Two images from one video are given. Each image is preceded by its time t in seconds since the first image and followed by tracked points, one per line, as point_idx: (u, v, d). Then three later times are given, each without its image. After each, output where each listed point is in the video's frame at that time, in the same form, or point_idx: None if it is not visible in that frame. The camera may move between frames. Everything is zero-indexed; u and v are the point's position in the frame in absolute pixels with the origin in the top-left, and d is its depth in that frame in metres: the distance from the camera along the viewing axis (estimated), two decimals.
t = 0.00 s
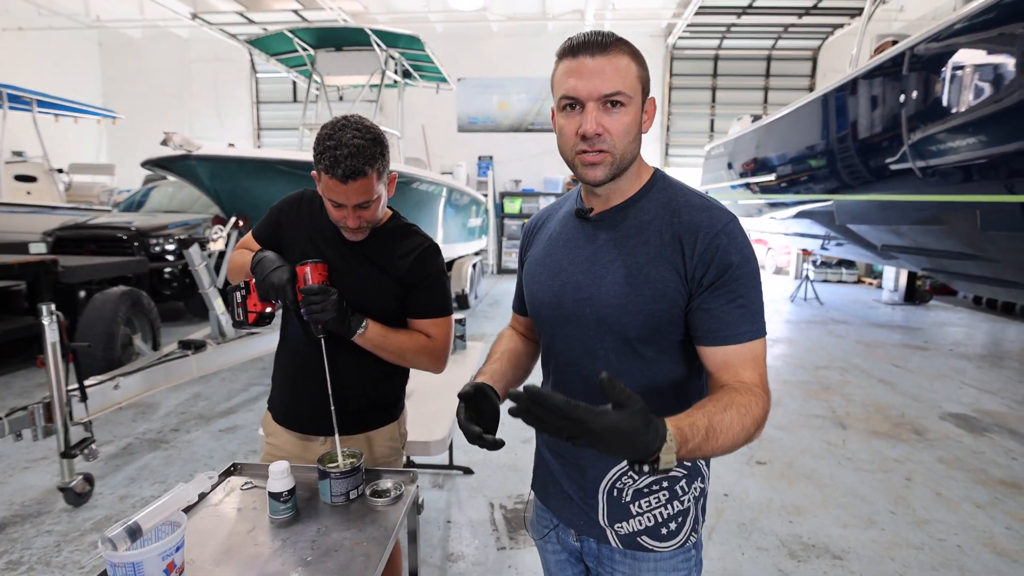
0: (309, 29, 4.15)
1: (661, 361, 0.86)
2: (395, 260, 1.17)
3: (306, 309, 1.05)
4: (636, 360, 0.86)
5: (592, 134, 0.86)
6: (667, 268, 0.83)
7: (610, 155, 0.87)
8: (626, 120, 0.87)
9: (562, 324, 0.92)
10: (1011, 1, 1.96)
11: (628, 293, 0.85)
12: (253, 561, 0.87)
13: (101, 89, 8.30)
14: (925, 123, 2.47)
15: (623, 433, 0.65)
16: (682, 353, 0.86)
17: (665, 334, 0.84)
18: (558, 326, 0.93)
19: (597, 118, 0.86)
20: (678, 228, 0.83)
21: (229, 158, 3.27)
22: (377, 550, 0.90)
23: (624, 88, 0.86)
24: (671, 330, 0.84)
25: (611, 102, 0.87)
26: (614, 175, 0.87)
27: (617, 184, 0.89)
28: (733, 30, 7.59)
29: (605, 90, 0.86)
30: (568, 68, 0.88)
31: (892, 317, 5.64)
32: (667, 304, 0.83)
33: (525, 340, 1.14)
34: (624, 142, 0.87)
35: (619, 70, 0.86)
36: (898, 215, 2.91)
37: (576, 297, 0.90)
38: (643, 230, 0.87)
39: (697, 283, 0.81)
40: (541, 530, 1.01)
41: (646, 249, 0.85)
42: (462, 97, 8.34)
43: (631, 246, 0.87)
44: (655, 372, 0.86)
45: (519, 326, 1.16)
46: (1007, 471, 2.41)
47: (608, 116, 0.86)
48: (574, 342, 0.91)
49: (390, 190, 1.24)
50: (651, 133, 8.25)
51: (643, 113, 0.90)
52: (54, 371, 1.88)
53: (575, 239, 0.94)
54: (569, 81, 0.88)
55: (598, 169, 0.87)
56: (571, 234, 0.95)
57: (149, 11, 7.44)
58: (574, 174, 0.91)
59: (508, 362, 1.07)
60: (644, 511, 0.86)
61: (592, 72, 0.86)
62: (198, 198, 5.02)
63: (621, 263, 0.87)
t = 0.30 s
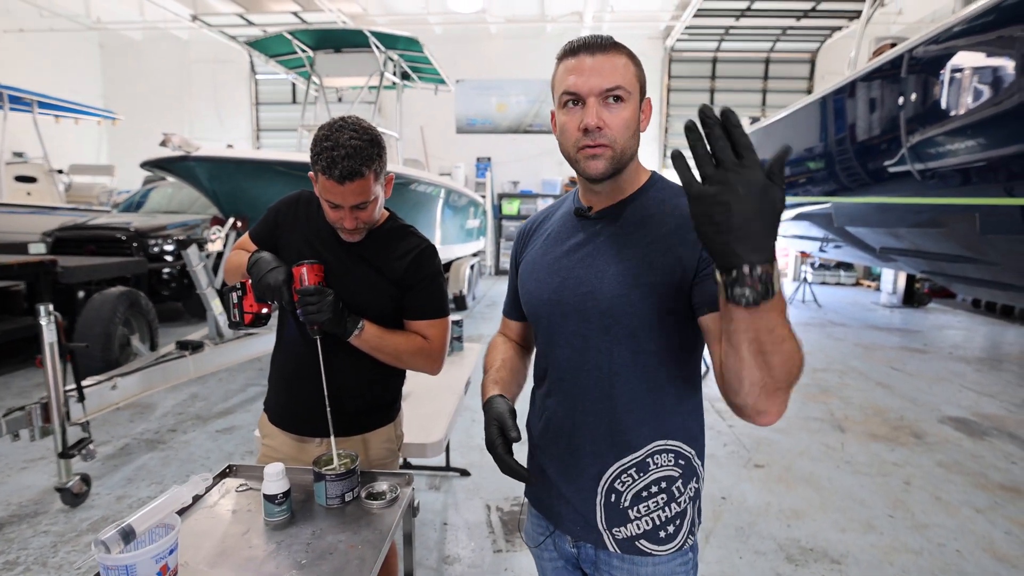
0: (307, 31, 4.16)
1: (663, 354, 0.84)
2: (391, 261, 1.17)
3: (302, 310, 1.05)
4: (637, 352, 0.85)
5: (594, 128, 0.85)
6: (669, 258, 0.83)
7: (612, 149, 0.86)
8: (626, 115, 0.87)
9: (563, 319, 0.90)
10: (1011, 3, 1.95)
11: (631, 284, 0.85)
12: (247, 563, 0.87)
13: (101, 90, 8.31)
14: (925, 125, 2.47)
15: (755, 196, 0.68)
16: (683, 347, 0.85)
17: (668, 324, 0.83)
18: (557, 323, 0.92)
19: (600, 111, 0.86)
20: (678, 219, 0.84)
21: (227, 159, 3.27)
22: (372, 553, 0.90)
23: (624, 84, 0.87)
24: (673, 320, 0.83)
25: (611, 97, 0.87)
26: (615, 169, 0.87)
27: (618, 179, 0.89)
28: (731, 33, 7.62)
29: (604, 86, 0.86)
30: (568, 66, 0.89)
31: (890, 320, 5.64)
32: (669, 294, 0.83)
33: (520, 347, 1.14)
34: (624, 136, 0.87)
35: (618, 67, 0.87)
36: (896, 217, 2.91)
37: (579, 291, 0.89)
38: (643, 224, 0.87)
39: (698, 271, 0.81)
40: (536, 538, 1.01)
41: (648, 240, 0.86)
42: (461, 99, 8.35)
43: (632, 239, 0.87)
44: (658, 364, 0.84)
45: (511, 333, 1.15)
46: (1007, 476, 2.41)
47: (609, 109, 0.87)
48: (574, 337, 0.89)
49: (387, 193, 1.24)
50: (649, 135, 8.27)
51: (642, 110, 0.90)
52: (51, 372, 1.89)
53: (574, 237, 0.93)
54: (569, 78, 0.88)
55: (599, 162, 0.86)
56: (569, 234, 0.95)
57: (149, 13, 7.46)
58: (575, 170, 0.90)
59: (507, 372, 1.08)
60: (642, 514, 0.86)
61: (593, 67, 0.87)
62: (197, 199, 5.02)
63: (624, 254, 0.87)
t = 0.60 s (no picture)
0: (308, 31, 4.17)
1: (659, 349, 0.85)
2: (389, 263, 1.17)
3: (300, 311, 1.05)
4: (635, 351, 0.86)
5: (576, 141, 0.88)
6: (661, 257, 0.84)
7: (595, 158, 0.89)
8: (605, 124, 0.89)
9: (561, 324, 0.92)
10: (1013, 3, 1.97)
11: (622, 286, 0.86)
12: (245, 563, 0.87)
13: (103, 90, 8.32)
14: (926, 126, 2.46)
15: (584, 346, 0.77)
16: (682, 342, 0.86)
17: (663, 322, 0.84)
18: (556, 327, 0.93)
19: (577, 125, 0.89)
20: (670, 219, 0.85)
21: (228, 160, 3.28)
22: (370, 554, 0.90)
23: (599, 95, 0.89)
24: (669, 317, 0.84)
25: (588, 109, 0.89)
26: (601, 177, 0.90)
27: (605, 186, 0.91)
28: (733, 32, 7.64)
29: (580, 98, 0.89)
30: (543, 84, 0.92)
31: (891, 321, 5.64)
32: (664, 291, 0.84)
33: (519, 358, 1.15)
34: (605, 144, 0.89)
35: (592, 78, 0.90)
36: (896, 218, 2.92)
37: (575, 295, 0.90)
38: (635, 225, 0.88)
39: (691, 267, 0.82)
40: (538, 540, 1.01)
41: (639, 241, 0.87)
42: (461, 99, 8.36)
43: (624, 240, 0.88)
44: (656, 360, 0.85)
45: (510, 346, 1.16)
46: (1009, 479, 2.41)
47: (586, 121, 0.89)
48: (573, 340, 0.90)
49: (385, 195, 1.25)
50: (650, 135, 8.27)
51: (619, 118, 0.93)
52: (53, 371, 1.91)
53: (568, 242, 0.95)
54: (547, 96, 0.91)
55: (585, 172, 0.89)
56: (564, 239, 0.96)
57: (151, 13, 7.48)
58: (563, 181, 0.93)
59: (510, 380, 1.09)
60: (648, 513, 0.86)
61: (565, 83, 0.90)
62: (199, 199, 5.03)
63: (618, 256, 0.88)
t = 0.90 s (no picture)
0: (312, 35, 4.19)
1: (644, 357, 0.87)
2: (389, 267, 1.18)
3: (301, 315, 1.06)
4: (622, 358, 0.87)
5: (565, 143, 0.89)
6: (647, 267, 0.85)
7: (584, 161, 0.90)
8: (595, 128, 0.90)
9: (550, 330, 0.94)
10: (1017, 5, 1.98)
11: (610, 295, 0.87)
12: (244, 566, 0.88)
13: (109, 93, 8.37)
14: (931, 127, 2.48)
15: (575, 349, 0.78)
16: (667, 350, 0.87)
17: (649, 332, 0.86)
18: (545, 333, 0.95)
19: (567, 128, 0.90)
20: (658, 228, 0.86)
21: (232, 164, 3.30)
22: (367, 559, 0.90)
23: (591, 100, 0.90)
24: (655, 326, 0.85)
25: (579, 113, 0.90)
26: (589, 180, 0.90)
27: (594, 189, 0.92)
28: (736, 34, 7.65)
29: (572, 102, 0.90)
30: (539, 87, 0.92)
31: (896, 324, 5.61)
32: (650, 301, 0.84)
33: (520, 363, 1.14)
34: (595, 148, 0.90)
35: (585, 83, 0.90)
36: (902, 221, 2.90)
37: (563, 302, 0.92)
38: (623, 232, 0.89)
39: (676, 278, 0.83)
40: (533, 538, 1.01)
41: (626, 250, 0.87)
42: (465, 102, 8.38)
43: (612, 248, 0.89)
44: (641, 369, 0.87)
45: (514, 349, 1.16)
46: (1014, 484, 2.40)
47: (577, 124, 0.90)
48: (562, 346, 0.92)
49: (386, 199, 1.26)
50: (653, 138, 8.26)
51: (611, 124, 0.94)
52: (57, 373, 1.92)
53: (559, 248, 0.96)
54: (541, 98, 0.92)
55: (573, 174, 0.90)
56: (556, 245, 0.97)
57: (157, 18, 7.54)
58: (552, 181, 0.94)
59: (512, 381, 1.09)
60: (635, 514, 0.87)
61: (558, 87, 0.91)
62: (204, 202, 5.05)
63: (606, 263, 0.89)
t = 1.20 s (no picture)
0: (318, 39, 4.22)
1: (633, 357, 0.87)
2: (387, 271, 1.18)
3: (298, 317, 1.07)
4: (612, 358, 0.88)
5: (566, 143, 0.89)
6: (638, 269, 0.85)
7: (584, 163, 0.90)
8: (598, 132, 0.90)
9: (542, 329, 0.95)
10: None
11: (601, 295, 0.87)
12: (241, 566, 0.89)
13: (119, 98, 8.46)
14: (940, 128, 2.47)
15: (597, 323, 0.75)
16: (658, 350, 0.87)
17: (638, 333, 0.86)
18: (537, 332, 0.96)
19: (570, 129, 0.89)
20: (650, 232, 0.86)
21: (237, 167, 3.33)
22: (362, 560, 0.91)
23: (596, 103, 0.90)
24: (644, 327, 0.86)
25: (582, 115, 0.90)
26: (588, 183, 0.90)
27: (593, 192, 0.92)
28: (741, 35, 7.63)
29: (576, 104, 0.90)
30: (543, 87, 0.92)
31: (904, 328, 5.56)
32: (640, 303, 0.85)
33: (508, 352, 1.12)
34: (596, 151, 0.90)
35: (591, 86, 0.90)
36: (910, 222, 2.88)
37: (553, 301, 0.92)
38: (616, 235, 0.89)
39: (668, 281, 0.83)
40: (524, 541, 1.01)
41: (618, 252, 0.88)
42: (470, 105, 8.40)
43: (604, 250, 0.89)
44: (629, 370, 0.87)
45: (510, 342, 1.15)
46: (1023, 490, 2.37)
47: (580, 126, 0.90)
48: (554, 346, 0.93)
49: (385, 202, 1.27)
50: (659, 140, 8.25)
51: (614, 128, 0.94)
52: (64, 373, 1.94)
53: (553, 249, 0.96)
54: (545, 97, 0.92)
55: (572, 177, 0.90)
56: (549, 246, 0.98)
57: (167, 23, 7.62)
58: (551, 183, 0.94)
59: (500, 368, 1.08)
60: (624, 517, 0.87)
61: (564, 87, 0.91)
62: (211, 205, 5.08)
63: (598, 265, 0.89)
